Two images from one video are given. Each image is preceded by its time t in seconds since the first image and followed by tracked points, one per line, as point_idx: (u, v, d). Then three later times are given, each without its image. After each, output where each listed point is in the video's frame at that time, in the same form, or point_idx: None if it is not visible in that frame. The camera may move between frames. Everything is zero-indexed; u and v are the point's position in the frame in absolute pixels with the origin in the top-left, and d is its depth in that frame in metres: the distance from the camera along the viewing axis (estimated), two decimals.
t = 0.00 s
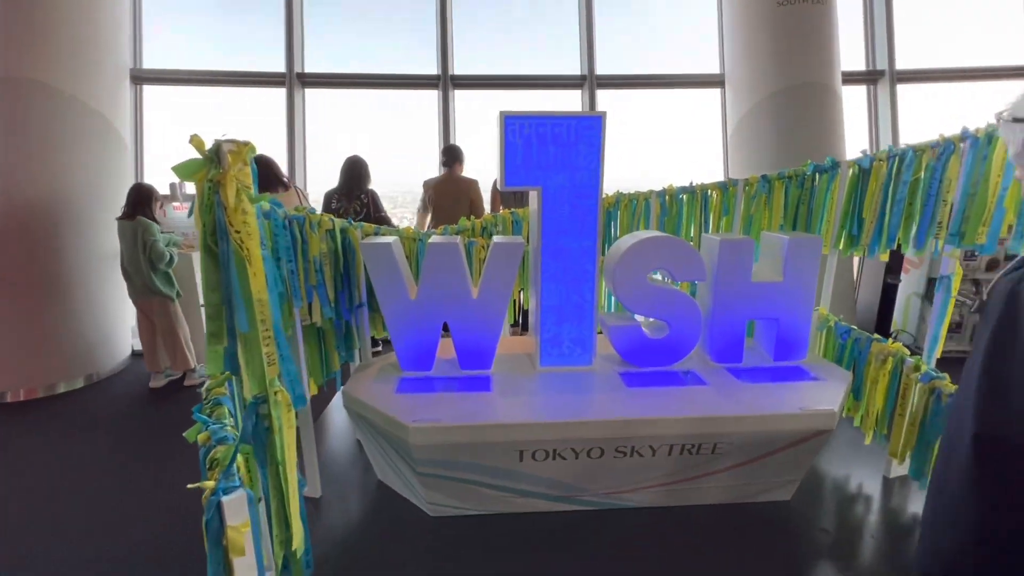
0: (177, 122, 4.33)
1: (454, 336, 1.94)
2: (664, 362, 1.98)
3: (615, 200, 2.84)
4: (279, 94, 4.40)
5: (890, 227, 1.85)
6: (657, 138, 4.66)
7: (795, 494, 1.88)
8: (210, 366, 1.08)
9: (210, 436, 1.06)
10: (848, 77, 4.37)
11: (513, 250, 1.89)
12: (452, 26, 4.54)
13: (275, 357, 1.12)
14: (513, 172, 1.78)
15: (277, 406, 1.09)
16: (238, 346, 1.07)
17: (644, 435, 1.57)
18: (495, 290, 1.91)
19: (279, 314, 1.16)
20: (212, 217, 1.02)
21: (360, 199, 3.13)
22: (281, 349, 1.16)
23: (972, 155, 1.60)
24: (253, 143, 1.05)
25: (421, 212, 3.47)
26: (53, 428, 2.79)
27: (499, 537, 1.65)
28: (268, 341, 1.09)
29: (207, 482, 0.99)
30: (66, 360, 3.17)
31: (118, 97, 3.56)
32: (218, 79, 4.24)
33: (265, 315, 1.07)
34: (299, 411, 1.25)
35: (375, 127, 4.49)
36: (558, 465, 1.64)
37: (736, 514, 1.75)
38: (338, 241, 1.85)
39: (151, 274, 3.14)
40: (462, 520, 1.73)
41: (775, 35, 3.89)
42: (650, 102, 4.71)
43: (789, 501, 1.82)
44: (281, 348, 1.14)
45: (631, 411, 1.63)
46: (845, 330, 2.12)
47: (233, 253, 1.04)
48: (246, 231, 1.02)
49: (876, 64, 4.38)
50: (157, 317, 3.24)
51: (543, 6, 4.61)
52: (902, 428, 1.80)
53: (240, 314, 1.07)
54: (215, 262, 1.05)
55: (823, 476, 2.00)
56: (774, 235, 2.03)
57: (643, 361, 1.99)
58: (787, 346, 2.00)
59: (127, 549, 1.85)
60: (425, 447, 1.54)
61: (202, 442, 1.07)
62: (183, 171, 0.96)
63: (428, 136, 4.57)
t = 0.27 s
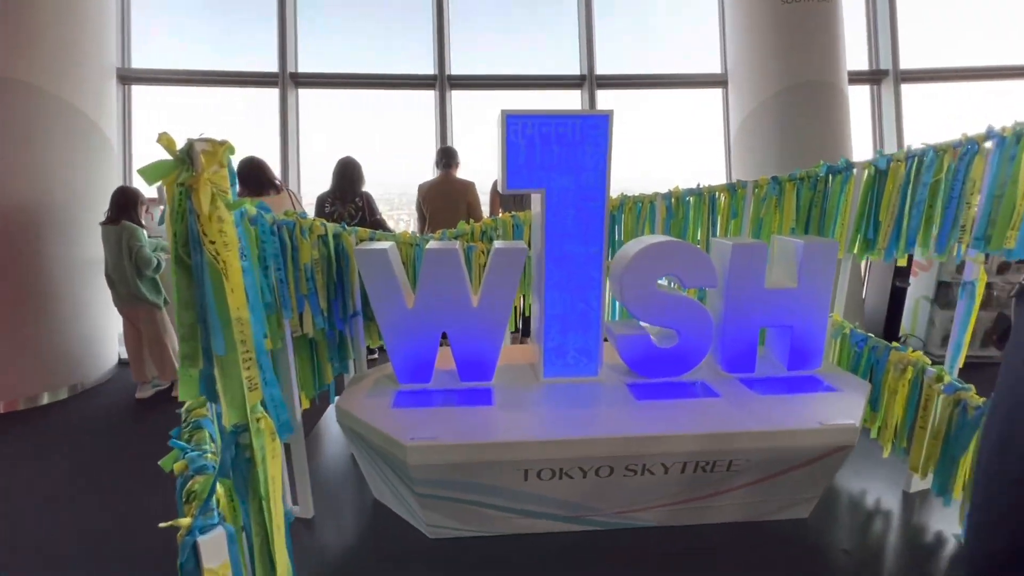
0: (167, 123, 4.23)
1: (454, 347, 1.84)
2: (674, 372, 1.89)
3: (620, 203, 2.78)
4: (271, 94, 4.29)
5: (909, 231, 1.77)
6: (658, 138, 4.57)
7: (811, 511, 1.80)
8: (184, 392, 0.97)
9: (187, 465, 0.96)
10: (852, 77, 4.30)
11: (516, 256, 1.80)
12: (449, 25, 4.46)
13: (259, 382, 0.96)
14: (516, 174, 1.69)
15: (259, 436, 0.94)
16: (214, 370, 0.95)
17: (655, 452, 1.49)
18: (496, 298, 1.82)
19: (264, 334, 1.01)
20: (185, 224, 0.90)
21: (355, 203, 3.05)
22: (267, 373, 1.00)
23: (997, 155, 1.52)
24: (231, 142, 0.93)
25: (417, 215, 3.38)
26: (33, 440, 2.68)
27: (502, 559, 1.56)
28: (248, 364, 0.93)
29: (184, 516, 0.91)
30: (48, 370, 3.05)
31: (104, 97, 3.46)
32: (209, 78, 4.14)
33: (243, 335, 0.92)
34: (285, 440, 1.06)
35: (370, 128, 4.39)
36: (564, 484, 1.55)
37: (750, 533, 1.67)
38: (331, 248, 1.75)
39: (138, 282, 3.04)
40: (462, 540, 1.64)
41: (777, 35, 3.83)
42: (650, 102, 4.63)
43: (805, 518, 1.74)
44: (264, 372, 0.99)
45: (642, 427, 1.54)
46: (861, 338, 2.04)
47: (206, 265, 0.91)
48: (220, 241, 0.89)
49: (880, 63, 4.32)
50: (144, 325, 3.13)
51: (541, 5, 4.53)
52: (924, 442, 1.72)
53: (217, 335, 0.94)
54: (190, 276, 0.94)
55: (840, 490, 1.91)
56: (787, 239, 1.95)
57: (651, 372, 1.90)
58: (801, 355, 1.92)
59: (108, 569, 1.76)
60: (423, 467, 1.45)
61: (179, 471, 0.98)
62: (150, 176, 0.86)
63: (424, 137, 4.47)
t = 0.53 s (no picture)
0: (158, 123, 4.13)
1: (452, 356, 1.76)
2: (682, 381, 1.82)
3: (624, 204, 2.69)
4: (264, 93, 4.20)
5: (926, 233, 1.70)
6: (659, 138, 4.50)
7: (826, 526, 1.72)
8: (153, 419, 0.87)
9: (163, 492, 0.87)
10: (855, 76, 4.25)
11: (517, 260, 1.71)
12: (446, 22, 4.37)
13: (237, 406, 0.89)
14: (517, 175, 1.61)
15: (238, 463, 0.86)
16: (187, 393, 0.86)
17: (665, 467, 1.41)
18: (496, 304, 1.74)
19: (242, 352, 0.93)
20: (153, 233, 0.82)
21: (350, 204, 2.96)
22: (247, 395, 0.92)
23: (1020, 154, 1.43)
24: (203, 140, 0.85)
25: (414, 217, 3.30)
26: (15, 449, 2.58)
27: None
28: (224, 387, 0.85)
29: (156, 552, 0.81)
30: (31, 379, 2.95)
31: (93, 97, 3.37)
32: (200, 77, 4.05)
33: (218, 355, 0.84)
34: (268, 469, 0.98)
35: (366, 127, 4.30)
36: (570, 501, 1.47)
37: (764, 550, 1.59)
38: (323, 252, 1.67)
39: (126, 284, 2.99)
40: (461, 559, 1.56)
41: (781, 33, 3.78)
42: (650, 101, 4.56)
43: (819, 533, 1.66)
44: (242, 394, 0.90)
45: (651, 441, 1.46)
46: (875, 345, 1.97)
47: (176, 278, 0.83)
48: (191, 252, 0.81)
49: (883, 62, 4.27)
50: (131, 330, 3.04)
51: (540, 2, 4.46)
52: (943, 453, 1.65)
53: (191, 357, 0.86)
54: (159, 290, 0.85)
55: (855, 503, 1.84)
56: (798, 242, 1.88)
57: (658, 381, 1.82)
58: (814, 363, 1.85)
59: None
60: (422, 485, 1.37)
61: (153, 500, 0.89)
62: (112, 179, 0.75)
63: (421, 137, 4.39)
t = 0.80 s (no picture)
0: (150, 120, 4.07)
1: (447, 361, 1.70)
2: (684, 386, 1.77)
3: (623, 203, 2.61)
4: (259, 91, 4.15)
5: (935, 234, 1.64)
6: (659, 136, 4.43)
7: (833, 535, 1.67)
8: (115, 436, 0.80)
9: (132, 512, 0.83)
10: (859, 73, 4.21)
11: (512, 262, 1.66)
12: (443, 19, 4.32)
13: (208, 422, 0.83)
14: (513, 174, 1.55)
15: (209, 482, 0.81)
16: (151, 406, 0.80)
17: (667, 477, 1.36)
18: (492, 307, 1.68)
19: (212, 363, 0.87)
20: (111, 234, 0.76)
21: (345, 203, 2.90)
22: (219, 409, 0.86)
23: None
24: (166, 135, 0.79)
25: (409, 217, 3.24)
26: None
27: None
28: (192, 403, 0.80)
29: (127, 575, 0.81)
30: (15, 383, 2.88)
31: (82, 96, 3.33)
32: (194, 75, 4.00)
33: (186, 367, 0.79)
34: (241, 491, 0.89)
35: (361, 125, 4.24)
36: (568, 513, 1.41)
37: (769, 561, 1.54)
38: (312, 253, 1.61)
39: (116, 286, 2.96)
40: (455, 572, 1.50)
41: (783, 31, 3.73)
42: (650, 99, 4.52)
43: (827, 544, 1.61)
44: (213, 408, 0.84)
45: (652, 449, 1.41)
46: (882, 349, 1.91)
47: (136, 283, 0.76)
48: (152, 255, 0.76)
49: (886, 59, 4.23)
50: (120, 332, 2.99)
51: None
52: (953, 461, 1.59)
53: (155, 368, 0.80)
54: (118, 295, 0.79)
55: (861, 511, 1.78)
56: (804, 243, 1.82)
57: (659, 386, 1.77)
58: (819, 367, 1.79)
59: None
60: (413, 496, 1.31)
61: (123, 520, 0.84)
62: (67, 176, 0.70)
63: (418, 136, 4.34)
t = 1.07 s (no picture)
0: (142, 119, 4.02)
1: (437, 367, 1.65)
2: (682, 393, 1.71)
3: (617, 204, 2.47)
4: (252, 90, 4.09)
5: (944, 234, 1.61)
6: (658, 134, 4.37)
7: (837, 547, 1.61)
8: (59, 458, 0.75)
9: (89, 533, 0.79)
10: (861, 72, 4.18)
11: (504, 264, 1.60)
12: (440, 17, 4.27)
13: (163, 443, 0.78)
14: (505, 174, 1.49)
15: (164, 506, 0.79)
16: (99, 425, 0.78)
17: (664, 490, 1.31)
18: (483, 311, 1.63)
19: (168, 376, 0.81)
20: (50, 238, 0.74)
21: (338, 204, 2.85)
22: (176, 427, 0.80)
23: None
24: (112, 131, 0.77)
25: (403, 218, 3.18)
26: None
27: None
28: (143, 422, 0.75)
29: None
30: None
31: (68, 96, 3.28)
32: (188, 73, 3.96)
33: (135, 384, 0.75)
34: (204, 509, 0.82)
35: (357, 124, 4.20)
36: (561, 526, 1.36)
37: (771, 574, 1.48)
38: (297, 255, 1.56)
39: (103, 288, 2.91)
40: None
41: (784, 29, 3.68)
42: (649, 98, 4.47)
43: (831, 556, 1.55)
44: (168, 426, 0.79)
45: (649, 460, 1.35)
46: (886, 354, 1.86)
47: (76, 292, 0.74)
48: (92, 261, 0.72)
49: (888, 58, 4.20)
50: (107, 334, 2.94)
51: None
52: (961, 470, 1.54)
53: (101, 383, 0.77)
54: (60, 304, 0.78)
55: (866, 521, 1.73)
56: (806, 245, 1.77)
57: (656, 393, 1.71)
58: (821, 374, 1.74)
59: None
60: (399, 510, 1.26)
61: (82, 541, 0.80)
62: None
63: (414, 135, 4.29)
